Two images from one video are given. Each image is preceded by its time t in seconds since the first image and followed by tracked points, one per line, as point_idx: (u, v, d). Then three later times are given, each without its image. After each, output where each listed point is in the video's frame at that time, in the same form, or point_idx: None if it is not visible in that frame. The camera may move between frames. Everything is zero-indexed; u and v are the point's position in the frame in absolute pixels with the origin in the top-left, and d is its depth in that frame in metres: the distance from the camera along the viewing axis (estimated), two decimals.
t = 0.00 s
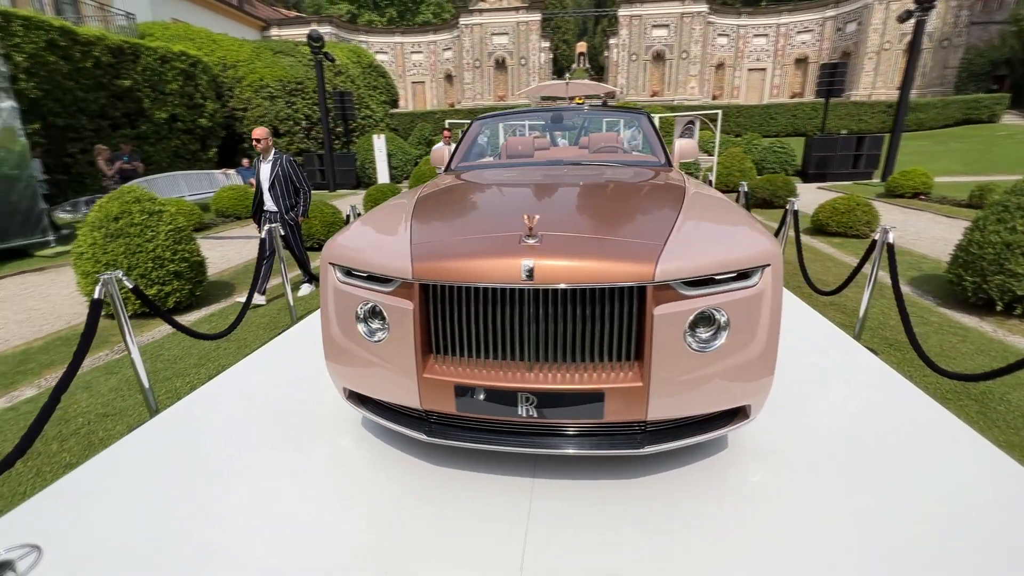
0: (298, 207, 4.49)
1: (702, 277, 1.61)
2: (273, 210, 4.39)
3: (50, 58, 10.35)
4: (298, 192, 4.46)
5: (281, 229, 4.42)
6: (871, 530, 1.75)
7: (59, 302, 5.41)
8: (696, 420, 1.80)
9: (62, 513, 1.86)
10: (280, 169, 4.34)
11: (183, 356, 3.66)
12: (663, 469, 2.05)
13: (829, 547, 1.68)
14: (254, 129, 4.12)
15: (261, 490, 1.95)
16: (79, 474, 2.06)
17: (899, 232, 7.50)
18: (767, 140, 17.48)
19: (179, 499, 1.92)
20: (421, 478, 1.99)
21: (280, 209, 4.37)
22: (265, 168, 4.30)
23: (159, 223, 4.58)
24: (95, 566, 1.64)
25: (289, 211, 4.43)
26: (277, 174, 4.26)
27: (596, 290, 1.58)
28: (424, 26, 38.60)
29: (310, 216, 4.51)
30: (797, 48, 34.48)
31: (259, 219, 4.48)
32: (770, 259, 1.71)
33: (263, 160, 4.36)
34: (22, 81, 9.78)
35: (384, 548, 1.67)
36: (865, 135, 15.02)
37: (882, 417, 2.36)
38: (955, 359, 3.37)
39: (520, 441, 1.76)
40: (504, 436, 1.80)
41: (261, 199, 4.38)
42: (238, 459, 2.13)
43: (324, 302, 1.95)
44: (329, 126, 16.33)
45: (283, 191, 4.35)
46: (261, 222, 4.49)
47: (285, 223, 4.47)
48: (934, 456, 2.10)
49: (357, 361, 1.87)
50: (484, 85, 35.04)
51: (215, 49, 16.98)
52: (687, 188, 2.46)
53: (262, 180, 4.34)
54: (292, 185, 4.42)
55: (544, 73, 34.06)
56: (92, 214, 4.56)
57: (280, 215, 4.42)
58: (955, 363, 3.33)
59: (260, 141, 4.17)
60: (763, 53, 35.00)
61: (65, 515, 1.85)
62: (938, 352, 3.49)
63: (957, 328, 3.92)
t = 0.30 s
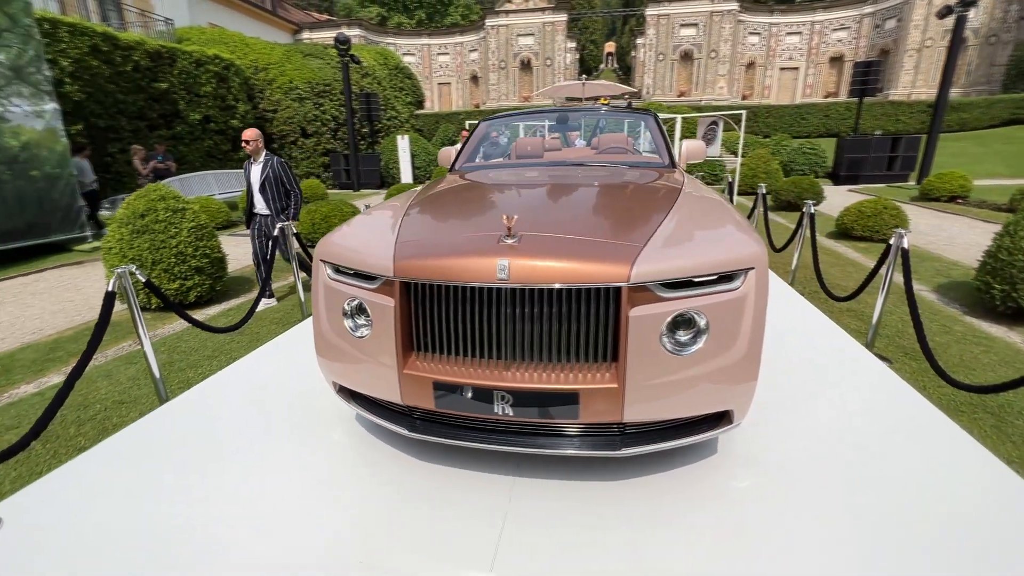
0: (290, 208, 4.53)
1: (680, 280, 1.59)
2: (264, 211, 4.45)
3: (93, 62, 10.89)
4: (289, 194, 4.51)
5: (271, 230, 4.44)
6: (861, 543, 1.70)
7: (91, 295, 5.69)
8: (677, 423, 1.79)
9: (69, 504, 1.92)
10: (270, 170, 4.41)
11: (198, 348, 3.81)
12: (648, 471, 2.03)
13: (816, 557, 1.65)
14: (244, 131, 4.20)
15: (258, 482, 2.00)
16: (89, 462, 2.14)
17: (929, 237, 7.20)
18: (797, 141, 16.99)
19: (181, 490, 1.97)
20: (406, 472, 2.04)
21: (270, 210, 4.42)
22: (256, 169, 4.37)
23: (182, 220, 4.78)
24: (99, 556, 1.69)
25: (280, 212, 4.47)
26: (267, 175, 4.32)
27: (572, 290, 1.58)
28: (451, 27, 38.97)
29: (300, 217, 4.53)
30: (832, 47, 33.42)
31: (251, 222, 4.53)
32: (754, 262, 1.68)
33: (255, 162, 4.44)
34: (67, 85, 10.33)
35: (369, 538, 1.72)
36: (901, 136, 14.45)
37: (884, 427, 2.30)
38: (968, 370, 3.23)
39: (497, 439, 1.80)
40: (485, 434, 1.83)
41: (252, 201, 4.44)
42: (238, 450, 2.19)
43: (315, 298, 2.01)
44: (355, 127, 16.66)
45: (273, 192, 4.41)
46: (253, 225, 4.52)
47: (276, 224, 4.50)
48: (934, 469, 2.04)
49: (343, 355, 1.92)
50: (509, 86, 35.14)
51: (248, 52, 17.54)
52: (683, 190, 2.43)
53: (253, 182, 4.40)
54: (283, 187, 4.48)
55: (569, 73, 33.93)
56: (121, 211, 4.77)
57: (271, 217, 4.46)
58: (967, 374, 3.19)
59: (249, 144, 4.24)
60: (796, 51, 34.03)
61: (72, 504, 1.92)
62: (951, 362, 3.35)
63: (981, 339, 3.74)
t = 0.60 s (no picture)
0: (285, 210, 4.35)
1: (656, 285, 1.60)
2: (259, 211, 4.29)
3: (132, 66, 11.43)
4: (286, 195, 4.33)
5: (264, 232, 4.29)
6: (845, 557, 1.67)
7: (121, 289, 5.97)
8: (656, 429, 1.79)
9: (78, 490, 2.02)
10: (269, 170, 4.25)
11: (213, 342, 3.97)
12: (632, 475, 2.04)
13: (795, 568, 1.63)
14: (242, 128, 4.06)
15: (255, 474, 2.07)
16: (100, 452, 2.25)
17: (961, 243, 6.90)
18: (828, 143, 16.49)
19: (180, 479, 2.06)
20: (392, 466, 2.09)
21: (264, 210, 4.26)
22: (253, 168, 4.23)
23: (204, 219, 4.97)
24: (99, 539, 1.78)
25: (274, 213, 4.30)
26: (264, 175, 4.16)
27: (547, 293, 1.60)
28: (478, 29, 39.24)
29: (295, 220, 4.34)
30: (869, 45, 32.29)
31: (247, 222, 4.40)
32: (734, 269, 1.67)
33: (252, 161, 4.28)
34: (108, 88, 10.86)
35: (351, 529, 1.77)
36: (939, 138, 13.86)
37: (882, 441, 2.24)
38: (973, 381, 3.13)
39: (478, 438, 1.83)
40: (466, 433, 1.87)
41: (248, 200, 4.30)
42: (237, 442, 2.28)
43: (309, 296, 2.08)
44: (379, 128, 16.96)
45: (271, 193, 4.25)
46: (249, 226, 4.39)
47: (269, 225, 4.34)
48: (930, 485, 1.98)
49: (332, 352, 1.99)
50: (535, 87, 35.16)
51: (279, 56, 18.08)
52: (677, 197, 2.42)
53: (249, 181, 4.25)
54: (280, 187, 4.31)
55: (595, 74, 33.74)
56: (147, 210, 4.99)
57: (265, 217, 4.31)
58: (974, 385, 3.08)
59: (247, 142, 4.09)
60: (830, 50, 33.01)
61: (81, 491, 2.02)
62: (956, 371, 3.25)
63: (1004, 351, 3.58)
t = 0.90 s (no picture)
0: (282, 216, 4.33)
1: (627, 282, 1.63)
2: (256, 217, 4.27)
3: (168, 71, 11.97)
4: (283, 202, 4.29)
5: (261, 238, 4.28)
6: (818, 559, 1.66)
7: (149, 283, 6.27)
8: (630, 424, 1.81)
9: (89, 466, 2.15)
10: (266, 176, 4.19)
11: (228, 334, 4.15)
12: (609, 470, 2.07)
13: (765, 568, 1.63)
14: (239, 133, 4.01)
15: (247, 457, 2.18)
16: (112, 433, 2.39)
17: (993, 249, 6.62)
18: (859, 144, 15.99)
19: (177, 460, 2.17)
20: (379, 454, 2.18)
21: (261, 217, 4.24)
22: (250, 173, 4.19)
23: (226, 217, 5.19)
24: (98, 509, 1.90)
25: (271, 220, 4.28)
26: (260, 180, 4.11)
27: (518, 289, 1.65)
28: (504, 31, 39.45)
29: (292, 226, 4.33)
30: (907, 42, 31.15)
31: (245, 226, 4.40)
32: (707, 268, 1.68)
33: (251, 165, 4.25)
34: (145, 92, 11.40)
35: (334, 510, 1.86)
36: (977, 139, 13.29)
37: (872, 448, 2.21)
38: (979, 388, 3.04)
39: (457, 430, 1.89)
40: (446, 424, 1.94)
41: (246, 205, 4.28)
42: (235, 428, 2.39)
43: (303, 289, 2.18)
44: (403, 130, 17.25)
45: (267, 199, 4.20)
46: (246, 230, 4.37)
47: (267, 231, 4.33)
48: (916, 492, 1.95)
49: (322, 342, 2.07)
50: (559, 88, 35.14)
51: (307, 59, 18.61)
52: (667, 198, 2.43)
53: (247, 185, 4.22)
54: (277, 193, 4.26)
55: (620, 74, 33.51)
56: (172, 207, 5.21)
57: (262, 223, 4.29)
58: (979, 392, 2.99)
59: (245, 147, 4.07)
60: (866, 48, 31.96)
61: (88, 466, 2.16)
62: (963, 378, 3.16)
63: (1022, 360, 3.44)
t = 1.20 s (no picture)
0: (279, 215, 4.42)
1: (594, 283, 1.68)
2: (253, 218, 4.34)
3: (201, 76, 12.49)
4: (278, 201, 4.36)
5: (259, 238, 4.36)
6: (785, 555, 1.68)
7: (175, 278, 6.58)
8: (601, 422, 1.85)
9: (100, 448, 2.31)
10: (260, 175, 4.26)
11: (242, 328, 4.35)
12: (583, 466, 2.11)
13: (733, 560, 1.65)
14: (232, 133, 4.04)
15: (242, 444, 2.31)
16: (123, 419, 2.54)
17: None
18: (891, 146, 15.48)
19: (177, 445, 2.32)
20: (366, 444, 2.28)
21: (258, 217, 4.32)
22: (245, 173, 4.24)
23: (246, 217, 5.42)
24: (101, 487, 2.04)
25: (268, 219, 4.36)
26: (255, 180, 4.18)
27: (488, 287, 1.73)
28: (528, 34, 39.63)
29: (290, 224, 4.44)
30: (947, 41, 29.98)
31: (238, 227, 4.44)
32: (674, 270, 1.72)
33: (245, 165, 4.31)
34: (179, 96, 11.92)
35: (318, 495, 1.96)
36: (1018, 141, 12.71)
37: (855, 452, 2.20)
38: (984, 399, 2.95)
39: (437, 422, 1.97)
40: (427, 417, 2.02)
41: (240, 206, 4.33)
42: (234, 417, 2.53)
43: (298, 286, 2.30)
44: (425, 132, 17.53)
45: (262, 199, 4.28)
46: (241, 230, 4.44)
47: (262, 230, 4.39)
48: (900, 496, 1.93)
49: (314, 336, 2.18)
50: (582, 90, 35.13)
51: (334, 64, 19.10)
52: (652, 204, 2.47)
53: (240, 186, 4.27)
54: (272, 191, 4.33)
55: (644, 76, 33.26)
56: (196, 206, 5.46)
57: (259, 224, 4.36)
58: (981, 403, 2.91)
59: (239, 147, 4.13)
60: (902, 47, 30.88)
61: (97, 448, 2.31)
62: (968, 388, 3.07)
63: None
